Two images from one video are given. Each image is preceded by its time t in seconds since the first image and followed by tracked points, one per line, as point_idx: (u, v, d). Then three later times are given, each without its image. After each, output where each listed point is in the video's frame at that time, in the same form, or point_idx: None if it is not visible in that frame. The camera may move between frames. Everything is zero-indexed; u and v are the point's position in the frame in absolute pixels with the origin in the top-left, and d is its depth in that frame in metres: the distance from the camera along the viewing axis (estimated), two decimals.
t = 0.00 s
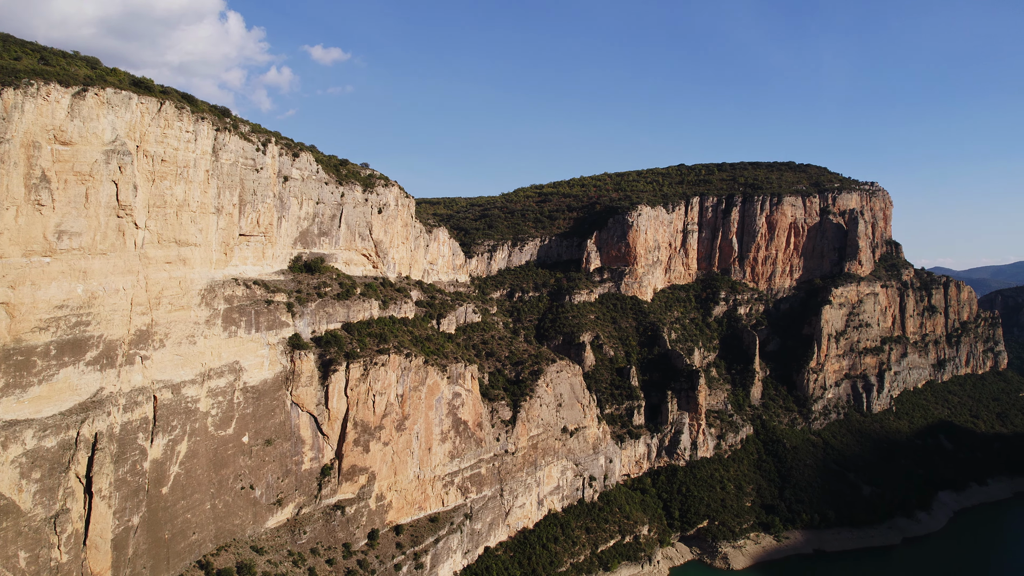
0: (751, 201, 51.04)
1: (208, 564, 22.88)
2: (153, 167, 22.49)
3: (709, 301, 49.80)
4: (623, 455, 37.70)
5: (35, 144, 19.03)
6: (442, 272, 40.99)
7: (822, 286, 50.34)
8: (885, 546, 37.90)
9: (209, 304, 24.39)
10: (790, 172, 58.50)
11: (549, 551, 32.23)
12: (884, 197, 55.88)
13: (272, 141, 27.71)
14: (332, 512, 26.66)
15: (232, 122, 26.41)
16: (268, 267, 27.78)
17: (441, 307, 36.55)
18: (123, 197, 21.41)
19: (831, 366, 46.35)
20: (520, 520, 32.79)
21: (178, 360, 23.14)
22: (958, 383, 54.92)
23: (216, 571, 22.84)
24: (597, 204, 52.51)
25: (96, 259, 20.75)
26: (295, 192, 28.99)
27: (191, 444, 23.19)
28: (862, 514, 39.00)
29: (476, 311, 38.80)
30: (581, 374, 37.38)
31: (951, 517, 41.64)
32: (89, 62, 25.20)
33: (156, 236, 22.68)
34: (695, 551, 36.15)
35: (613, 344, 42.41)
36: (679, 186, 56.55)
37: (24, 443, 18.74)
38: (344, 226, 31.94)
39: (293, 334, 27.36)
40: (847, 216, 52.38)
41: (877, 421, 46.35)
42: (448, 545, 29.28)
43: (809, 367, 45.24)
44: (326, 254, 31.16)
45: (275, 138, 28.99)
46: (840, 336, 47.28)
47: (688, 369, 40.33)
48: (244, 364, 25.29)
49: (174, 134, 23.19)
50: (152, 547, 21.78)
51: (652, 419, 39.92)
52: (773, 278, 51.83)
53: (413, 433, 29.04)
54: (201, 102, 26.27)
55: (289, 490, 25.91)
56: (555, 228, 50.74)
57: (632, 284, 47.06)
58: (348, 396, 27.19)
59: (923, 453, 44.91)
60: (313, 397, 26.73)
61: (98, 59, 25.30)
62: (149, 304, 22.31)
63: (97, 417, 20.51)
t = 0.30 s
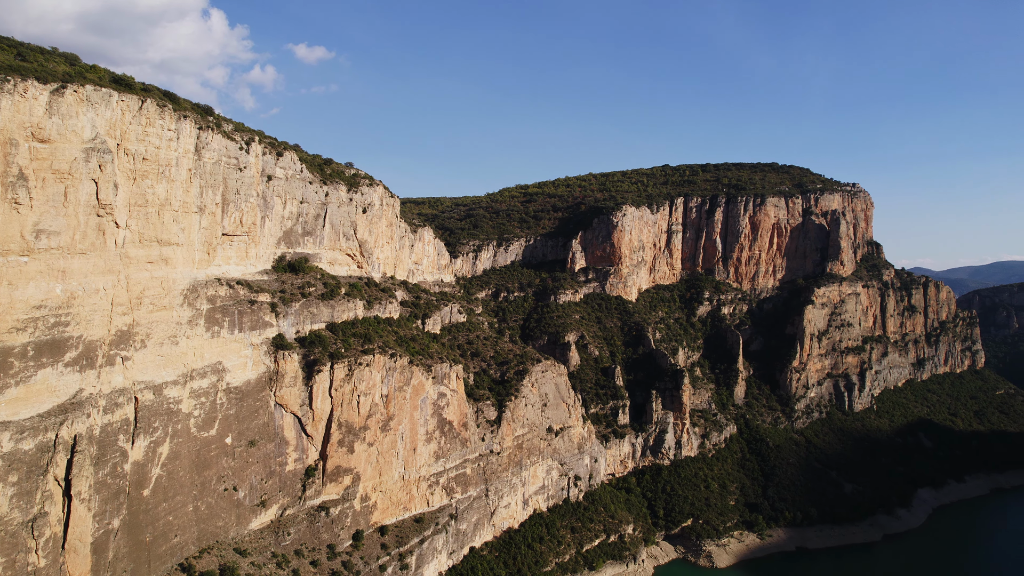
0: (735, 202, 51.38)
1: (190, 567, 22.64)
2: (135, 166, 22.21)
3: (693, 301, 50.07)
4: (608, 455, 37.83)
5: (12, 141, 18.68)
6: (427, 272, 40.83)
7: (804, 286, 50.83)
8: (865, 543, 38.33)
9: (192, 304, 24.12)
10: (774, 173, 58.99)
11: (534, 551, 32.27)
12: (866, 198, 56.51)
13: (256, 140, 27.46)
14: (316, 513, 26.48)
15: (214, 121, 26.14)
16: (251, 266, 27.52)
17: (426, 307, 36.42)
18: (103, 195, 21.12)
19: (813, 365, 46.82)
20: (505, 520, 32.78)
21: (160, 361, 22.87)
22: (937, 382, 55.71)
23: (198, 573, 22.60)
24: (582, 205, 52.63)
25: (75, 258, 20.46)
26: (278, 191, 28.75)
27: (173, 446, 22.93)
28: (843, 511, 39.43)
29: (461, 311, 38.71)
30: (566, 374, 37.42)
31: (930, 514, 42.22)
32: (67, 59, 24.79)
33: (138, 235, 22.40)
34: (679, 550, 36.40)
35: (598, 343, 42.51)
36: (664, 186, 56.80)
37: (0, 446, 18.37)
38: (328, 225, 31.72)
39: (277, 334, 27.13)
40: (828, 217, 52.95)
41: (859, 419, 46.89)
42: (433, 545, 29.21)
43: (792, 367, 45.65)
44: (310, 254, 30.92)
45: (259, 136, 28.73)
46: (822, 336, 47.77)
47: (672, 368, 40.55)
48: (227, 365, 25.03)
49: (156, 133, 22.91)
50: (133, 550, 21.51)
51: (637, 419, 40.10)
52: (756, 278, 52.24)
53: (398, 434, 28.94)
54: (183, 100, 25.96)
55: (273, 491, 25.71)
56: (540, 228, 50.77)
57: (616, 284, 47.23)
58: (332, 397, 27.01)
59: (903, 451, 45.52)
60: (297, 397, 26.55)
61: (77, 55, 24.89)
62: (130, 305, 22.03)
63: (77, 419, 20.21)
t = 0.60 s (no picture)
0: (722, 203, 51.67)
1: (175, 569, 22.44)
2: (119, 164, 21.97)
3: (681, 301, 50.29)
4: (595, 454, 37.93)
5: None
6: (416, 272, 40.67)
7: (790, 286, 51.23)
8: (850, 541, 38.63)
9: (178, 304, 23.90)
10: (760, 174, 59.39)
11: (522, 551, 32.31)
12: (851, 199, 57.00)
13: (242, 139, 27.25)
14: (303, 514, 26.33)
15: (200, 120, 25.92)
16: (237, 266, 27.31)
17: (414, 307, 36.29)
18: (86, 194, 20.88)
19: (800, 364, 47.18)
20: (493, 520, 32.78)
21: (145, 362, 22.64)
22: (921, 380, 56.32)
23: None
24: (570, 205, 52.71)
25: (58, 258, 20.22)
26: (265, 191, 28.55)
27: (159, 447, 22.71)
28: (829, 509, 39.77)
29: (449, 311, 38.63)
30: (554, 374, 37.46)
31: (914, 512, 42.65)
32: (50, 56, 24.48)
33: (122, 234, 22.16)
34: (667, 549, 36.52)
35: (586, 343, 42.58)
36: (651, 187, 56.97)
37: None
38: (315, 225, 31.53)
39: (263, 335, 26.93)
40: (814, 217, 53.38)
41: (844, 418, 47.33)
42: (421, 546, 29.14)
43: (778, 366, 45.98)
44: (297, 254, 30.72)
45: (245, 135, 28.51)
46: (808, 335, 48.14)
47: (660, 368, 40.71)
48: (213, 366, 24.82)
49: (141, 131, 22.66)
50: (117, 553, 21.29)
51: (625, 418, 40.23)
52: (743, 278, 52.57)
53: (386, 434, 28.84)
54: (168, 99, 25.70)
55: (260, 492, 25.53)
56: (528, 228, 50.78)
57: (604, 284, 47.35)
58: (319, 398, 26.86)
59: (887, 449, 46.00)
60: (284, 398, 26.37)
61: (59, 52, 24.59)
62: (115, 305, 21.80)
63: (59, 421, 19.96)
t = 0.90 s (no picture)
0: (710, 203, 51.93)
1: (161, 572, 22.23)
2: (104, 163, 21.74)
3: (668, 301, 50.49)
4: (584, 454, 38.00)
5: None
6: (404, 271, 40.52)
7: (777, 286, 51.59)
8: (836, 539, 38.89)
9: (164, 304, 23.68)
10: (748, 175, 59.75)
11: (511, 551, 32.34)
12: (837, 199, 57.44)
13: (229, 138, 27.05)
14: (291, 515, 26.20)
15: (187, 118, 25.72)
16: (224, 266, 27.11)
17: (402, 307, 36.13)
18: (71, 193, 20.67)
19: (786, 364, 47.50)
20: (482, 520, 32.75)
21: (130, 362, 22.41)
22: (906, 379, 56.89)
23: None
24: (558, 205, 52.79)
25: (40, 257, 19.99)
26: (252, 190, 28.37)
27: (144, 449, 22.51)
28: (815, 507, 40.06)
29: (438, 311, 38.52)
30: (542, 374, 37.47)
31: (899, 509, 43.04)
32: (33, 53, 24.18)
33: (107, 234, 21.93)
34: (655, 548, 36.66)
35: (574, 343, 42.63)
36: (639, 187, 57.14)
37: None
38: (303, 225, 31.34)
39: (251, 335, 26.74)
40: (801, 218, 53.79)
41: (831, 417, 47.72)
42: (409, 546, 29.07)
43: (765, 366, 46.27)
44: (285, 254, 30.52)
45: (232, 134, 28.31)
46: (795, 335, 48.47)
47: (648, 368, 40.86)
48: (200, 366, 24.62)
49: (126, 130, 22.45)
50: (102, 556, 21.07)
51: (613, 418, 40.33)
52: (730, 278, 52.85)
53: (374, 435, 28.73)
54: (154, 97, 25.46)
55: (247, 494, 25.36)
56: (517, 228, 50.77)
57: (593, 284, 47.43)
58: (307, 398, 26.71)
59: (872, 448, 46.46)
60: (271, 399, 26.21)
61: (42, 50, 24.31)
62: (99, 305, 21.58)
63: (42, 423, 19.72)
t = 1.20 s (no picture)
0: (697, 203, 52.17)
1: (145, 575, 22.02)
2: (87, 162, 21.50)
3: (656, 301, 50.67)
4: (572, 454, 38.07)
5: None
6: (392, 271, 40.32)
7: (764, 286, 51.94)
8: (822, 537, 39.19)
9: (149, 304, 23.45)
10: (735, 176, 60.09)
11: (499, 551, 32.35)
12: (823, 200, 57.91)
13: (215, 137, 26.83)
14: (277, 516, 26.05)
15: (172, 117, 25.47)
16: (210, 266, 26.87)
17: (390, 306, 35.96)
18: (53, 192, 20.41)
19: (773, 363, 47.82)
20: (470, 520, 32.71)
21: (114, 363, 22.16)
22: (891, 378, 57.47)
23: None
24: (546, 205, 52.83)
25: (22, 257, 19.73)
26: (238, 190, 28.15)
27: (129, 450, 22.28)
28: (801, 505, 40.36)
29: (426, 311, 38.40)
30: (530, 374, 37.48)
31: (883, 507, 43.47)
32: (14, 50, 23.85)
33: (91, 233, 21.68)
34: (642, 547, 36.77)
35: (562, 343, 42.67)
36: (627, 187, 57.30)
37: None
38: (290, 224, 31.13)
39: (237, 335, 26.52)
40: (788, 218, 54.19)
41: (817, 417, 48.12)
42: (397, 547, 29.00)
43: (751, 365, 46.57)
44: (271, 254, 30.29)
45: (218, 133, 28.07)
46: (781, 335, 48.83)
47: (635, 367, 41.02)
48: (185, 367, 24.39)
49: (110, 128, 22.21)
50: (85, 559, 20.83)
51: (601, 417, 40.42)
52: (717, 278, 53.12)
53: (361, 435, 28.63)
54: (139, 95, 25.20)
55: (233, 495, 25.16)
56: (505, 228, 50.72)
57: (581, 284, 47.49)
58: (294, 399, 26.56)
59: (857, 447, 46.92)
60: (258, 399, 26.04)
61: (24, 46, 23.97)
62: (83, 305, 21.33)
63: (24, 424, 19.47)
